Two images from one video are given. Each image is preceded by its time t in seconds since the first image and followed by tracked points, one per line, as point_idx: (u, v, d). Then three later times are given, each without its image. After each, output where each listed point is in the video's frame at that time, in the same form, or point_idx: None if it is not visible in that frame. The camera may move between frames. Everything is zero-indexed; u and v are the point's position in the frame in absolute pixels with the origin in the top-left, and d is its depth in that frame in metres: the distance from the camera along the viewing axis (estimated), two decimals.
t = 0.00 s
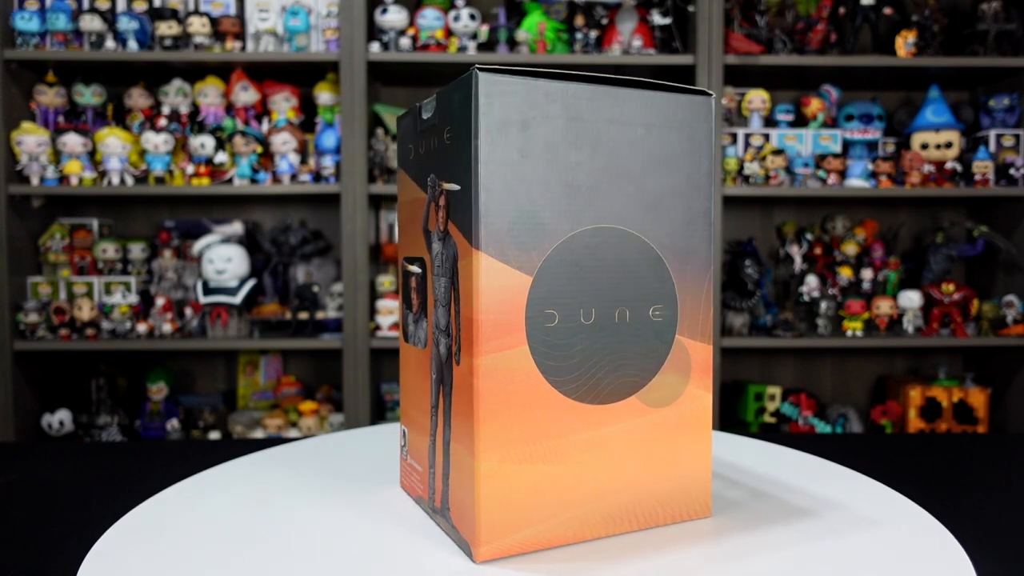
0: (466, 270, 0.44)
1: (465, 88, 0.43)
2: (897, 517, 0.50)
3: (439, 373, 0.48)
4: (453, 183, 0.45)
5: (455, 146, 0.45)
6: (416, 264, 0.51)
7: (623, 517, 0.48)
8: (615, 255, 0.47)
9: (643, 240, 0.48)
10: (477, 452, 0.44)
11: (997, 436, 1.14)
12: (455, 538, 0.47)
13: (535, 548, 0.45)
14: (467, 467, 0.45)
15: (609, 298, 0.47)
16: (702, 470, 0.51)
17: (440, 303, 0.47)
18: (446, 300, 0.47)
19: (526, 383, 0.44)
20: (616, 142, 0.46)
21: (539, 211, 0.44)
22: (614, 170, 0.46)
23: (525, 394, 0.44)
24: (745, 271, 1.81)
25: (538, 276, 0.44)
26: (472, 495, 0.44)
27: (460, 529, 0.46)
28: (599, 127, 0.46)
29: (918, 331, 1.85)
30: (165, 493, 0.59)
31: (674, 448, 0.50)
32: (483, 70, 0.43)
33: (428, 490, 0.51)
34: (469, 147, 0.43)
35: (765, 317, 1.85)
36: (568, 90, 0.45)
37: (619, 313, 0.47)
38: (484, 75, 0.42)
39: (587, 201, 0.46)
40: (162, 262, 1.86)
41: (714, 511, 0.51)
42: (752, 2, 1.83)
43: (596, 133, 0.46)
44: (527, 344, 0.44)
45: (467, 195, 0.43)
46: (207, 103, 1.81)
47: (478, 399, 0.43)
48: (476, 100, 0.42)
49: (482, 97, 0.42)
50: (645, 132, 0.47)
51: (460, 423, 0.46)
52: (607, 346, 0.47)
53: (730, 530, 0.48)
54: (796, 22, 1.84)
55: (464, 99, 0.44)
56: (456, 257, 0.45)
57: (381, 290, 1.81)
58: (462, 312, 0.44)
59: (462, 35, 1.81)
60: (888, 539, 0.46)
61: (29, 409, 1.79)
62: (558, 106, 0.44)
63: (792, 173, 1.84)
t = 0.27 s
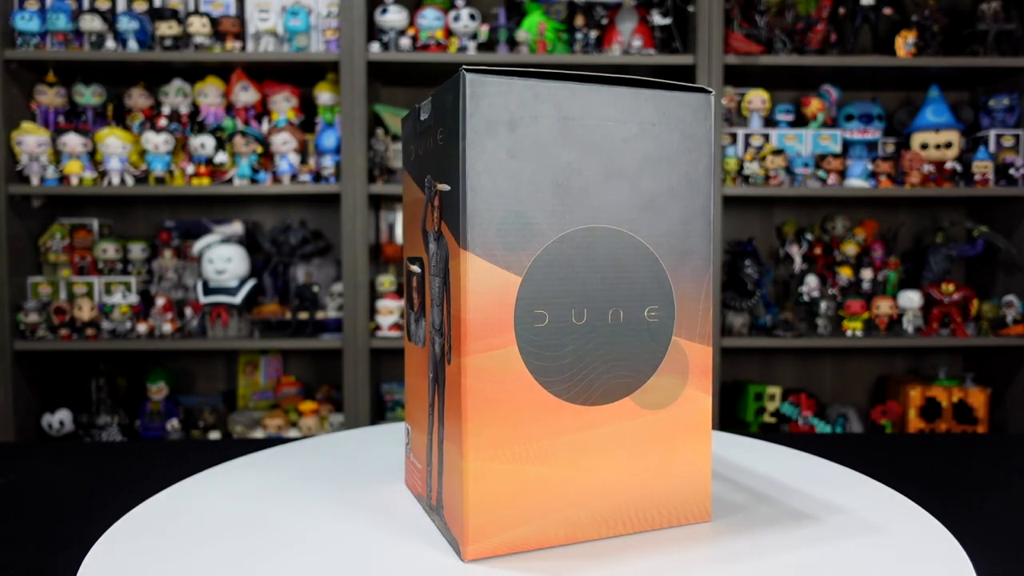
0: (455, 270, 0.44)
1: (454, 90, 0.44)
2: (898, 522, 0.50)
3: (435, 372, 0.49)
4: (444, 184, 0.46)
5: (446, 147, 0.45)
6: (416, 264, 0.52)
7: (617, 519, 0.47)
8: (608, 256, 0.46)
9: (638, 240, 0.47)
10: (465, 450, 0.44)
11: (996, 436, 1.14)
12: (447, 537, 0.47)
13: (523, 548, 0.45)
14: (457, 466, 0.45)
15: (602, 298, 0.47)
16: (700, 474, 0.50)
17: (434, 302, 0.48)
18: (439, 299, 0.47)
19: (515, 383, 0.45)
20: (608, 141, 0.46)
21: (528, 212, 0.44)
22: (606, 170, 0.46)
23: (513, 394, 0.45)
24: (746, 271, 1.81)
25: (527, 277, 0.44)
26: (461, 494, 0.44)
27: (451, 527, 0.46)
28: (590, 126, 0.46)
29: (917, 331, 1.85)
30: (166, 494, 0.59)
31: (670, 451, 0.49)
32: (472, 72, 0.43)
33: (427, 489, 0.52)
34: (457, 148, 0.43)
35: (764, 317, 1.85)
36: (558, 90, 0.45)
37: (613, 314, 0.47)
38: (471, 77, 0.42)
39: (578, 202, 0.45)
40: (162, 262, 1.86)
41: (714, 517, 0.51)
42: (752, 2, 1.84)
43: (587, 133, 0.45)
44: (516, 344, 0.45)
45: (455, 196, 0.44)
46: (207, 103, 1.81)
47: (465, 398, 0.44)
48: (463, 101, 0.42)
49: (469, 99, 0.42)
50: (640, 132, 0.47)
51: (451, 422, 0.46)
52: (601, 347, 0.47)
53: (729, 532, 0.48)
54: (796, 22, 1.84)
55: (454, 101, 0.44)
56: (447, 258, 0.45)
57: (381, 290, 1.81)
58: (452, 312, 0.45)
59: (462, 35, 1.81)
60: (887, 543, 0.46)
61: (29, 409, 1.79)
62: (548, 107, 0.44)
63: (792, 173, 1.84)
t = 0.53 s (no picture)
0: (445, 270, 0.44)
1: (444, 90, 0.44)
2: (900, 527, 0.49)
3: (431, 371, 0.49)
4: (436, 185, 0.46)
5: (438, 148, 0.46)
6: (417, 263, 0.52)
7: (611, 522, 0.47)
8: (600, 256, 0.46)
9: (632, 240, 0.47)
10: (453, 450, 0.44)
11: (997, 436, 1.14)
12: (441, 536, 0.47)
13: (513, 548, 0.45)
14: (447, 466, 0.46)
15: (595, 298, 0.46)
16: (698, 478, 0.49)
17: (430, 302, 0.48)
18: (433, 299, 0.47)
19: (504, 383, 0.44)
20: (601, 140, 0.46)
21: (517, 212, 0.44)
22: (599, 169, 0.46)
23: (502, 394, 0.45)
24: (746, 271, 1.81)
25: (517, 277, 0.44)
26: (449, 493, 0.45)
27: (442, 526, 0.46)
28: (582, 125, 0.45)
29: (918, 331, 1.85)
30: (165, 494, 0.59)
31: (667, 454, 0.49)
32: (460, 72, 0.43)
33: (425, 487, 0.52)
34: (446, 148, 0.43)
35: (765, 317, 1.85)
36: (549, 88, 0.44)
37: (606, 314, 0.46)
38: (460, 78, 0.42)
39: (570, 201, 0.45)
40: (162, 262, 1.86)
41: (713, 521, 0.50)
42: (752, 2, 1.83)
43: (579, 132, 0.45)
44: (505, 344, 0.44)
45: (445, 196, 0.44)
46: (207, 103, 1.81)
47: (453, 397, 0.44)
48: (451, 101, 0.42)
49: (458, 100, 0.42)
50: (634, 131, 0.46)
51: (443, 422, 0.46)
52: (594, 348, 0.46)
53: (729, 533, 0.48)
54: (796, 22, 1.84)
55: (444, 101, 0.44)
56: (439, 258, 0.45)
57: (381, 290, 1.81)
58: (442, 312, 0.45)
59: (462, 35, 1.80)
60: (884, 547, 0.45)
61: (29, 409, 1.79)
62: (538, 106, 0.44)
63: (792, 173, 1.84)
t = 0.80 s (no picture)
0: (434, 270, 0.44)
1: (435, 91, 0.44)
2: (900, 530, 0.49)
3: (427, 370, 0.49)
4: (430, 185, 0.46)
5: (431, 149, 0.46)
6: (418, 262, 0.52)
7: (604, 523, 0.47)
8: (592, 256, 0.46)
9: (625, 240, 0.46)
10: (442, 450, 0.44)
11: (996, 436, 1.14)
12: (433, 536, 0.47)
13: (503, 548, 0.45)
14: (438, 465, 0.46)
15: (587, 299, 0.46)
16: (694, 482, 0.48)
17: (426, 301, 0.48)
18: (427, 298, 0.48)
19: (493, 383, 0.45)
20: (593, 139, 0.45)
21: (507, 212, 0.44)
22: (590, 169, 0.45)
23: (491, 393, 0.45)
24: (746, 271, 1.81)
25: (506, 277, 0.44)
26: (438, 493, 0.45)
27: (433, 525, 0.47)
28: (574, 124, 0.45)
29: (918, 331, 1.85)
30: (164, 494, 0.59)
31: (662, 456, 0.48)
32: (450, 73, 0.43)
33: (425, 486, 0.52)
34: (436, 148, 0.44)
35: (765, 317, 1.85)
36: (539, 88, 0.44)
37: (598, 315, 0.46)
38: (448, 79, 0.42)
39: (560, 201, 0.45)
40: (162, 262, 1.86)
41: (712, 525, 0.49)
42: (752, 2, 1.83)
43: (571, 131, 0.45)
44: (495, 344, 0.45)
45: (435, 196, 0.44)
46: (207, 103, 1.81)
47: (441, 397, 0.44)
48: (439, 102, 0.42)
49: (445, 101, 0.43)
50: (628, 130, 0.46)
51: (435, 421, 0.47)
52: (585, 348, 0.46)
53: (728, 533, 0.47)
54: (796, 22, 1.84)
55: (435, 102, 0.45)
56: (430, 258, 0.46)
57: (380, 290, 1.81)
58: (433, 312, 0.45)
59: (462, 35, 1.80)
60: (883, 550, 0.45)
61: (29, 409, 1.79)
62: (528, 106, 0.44)
63: (792, 173, 1.84)
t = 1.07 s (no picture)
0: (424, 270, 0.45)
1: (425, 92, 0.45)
2: (900, 532, 0.48)
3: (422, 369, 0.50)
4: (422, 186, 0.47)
5: (424, 150, 0.47)
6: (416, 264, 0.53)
7: (596, 525, 0.46)
8: (583, 256, 0.46)
9: (618, 239, 0.46)
10: (431, 447, 0.45)
11: (996, 436, 1.14)
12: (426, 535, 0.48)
13: (493, 547, 0.45)
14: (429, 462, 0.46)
15: (578, 299, 0.46)
16: (691, 486, 0.47)
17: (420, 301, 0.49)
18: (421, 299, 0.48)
19: (483, 383, 0.45)
20: (584, 138, 0.45)
21: (496, 212, 0.44)
22: (581, 169, 0.45)
23: (481, 393, 0.45)
24: (746, 271, 1.81)
25: (495, 277, 0.45)
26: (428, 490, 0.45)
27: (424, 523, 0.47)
28: (564, 124, 0.45)
29: (917, 331, 1.85)
30: (164, 494, 0.59)
31: (658, 459, 0.47)
32: (439, 74, 0.43)
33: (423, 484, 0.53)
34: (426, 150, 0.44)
35: (764, 317, 1.85)
36: (529, 88, 0.44)
37: (590, 315, 0.46)
38: (437, 81, 0.43)
39: (551, 200, 0.45)
40: (162, 262, 1.86)
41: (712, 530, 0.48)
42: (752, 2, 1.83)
43: (561, 131, 0.45)
44: (484, 344, 0.45)
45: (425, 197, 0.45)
46: (207, 103, 1.81)
47: (430, 394, 0.45)
48: (427, 103, 0.43)
49: (434, 103, 0.43)
50: (621, 128, 0.46)
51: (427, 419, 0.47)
52: (576, 349, 0.46)
53: (728, 534, 0.47)
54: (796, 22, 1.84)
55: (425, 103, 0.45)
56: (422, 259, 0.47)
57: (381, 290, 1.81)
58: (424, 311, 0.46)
59: (462, 36, 1.81)
60: (884, 551, 0.45)
61: (29, 409, 1.79)
62: (517, 106, 0.44)
63: (792, 173, 1.84)
